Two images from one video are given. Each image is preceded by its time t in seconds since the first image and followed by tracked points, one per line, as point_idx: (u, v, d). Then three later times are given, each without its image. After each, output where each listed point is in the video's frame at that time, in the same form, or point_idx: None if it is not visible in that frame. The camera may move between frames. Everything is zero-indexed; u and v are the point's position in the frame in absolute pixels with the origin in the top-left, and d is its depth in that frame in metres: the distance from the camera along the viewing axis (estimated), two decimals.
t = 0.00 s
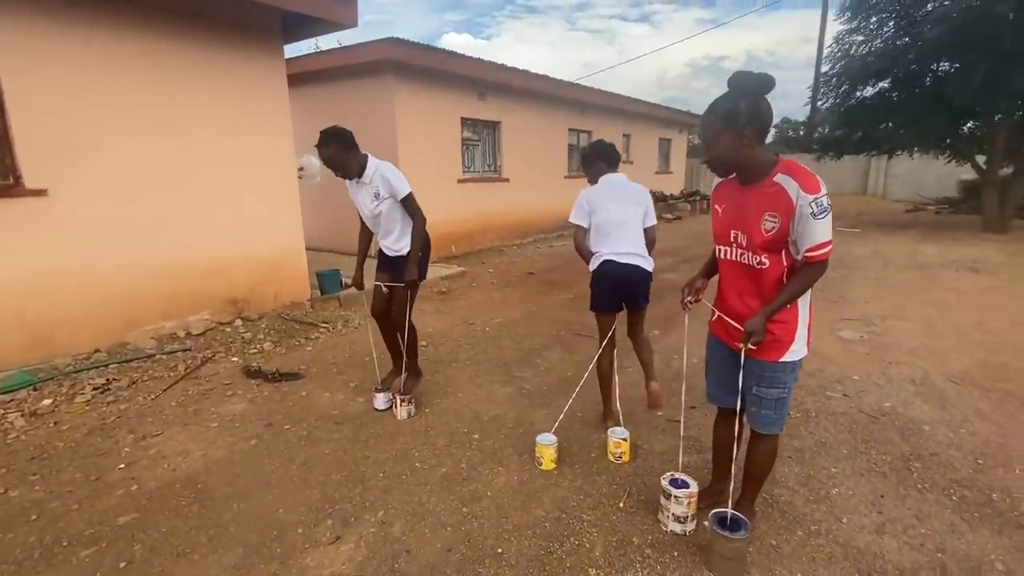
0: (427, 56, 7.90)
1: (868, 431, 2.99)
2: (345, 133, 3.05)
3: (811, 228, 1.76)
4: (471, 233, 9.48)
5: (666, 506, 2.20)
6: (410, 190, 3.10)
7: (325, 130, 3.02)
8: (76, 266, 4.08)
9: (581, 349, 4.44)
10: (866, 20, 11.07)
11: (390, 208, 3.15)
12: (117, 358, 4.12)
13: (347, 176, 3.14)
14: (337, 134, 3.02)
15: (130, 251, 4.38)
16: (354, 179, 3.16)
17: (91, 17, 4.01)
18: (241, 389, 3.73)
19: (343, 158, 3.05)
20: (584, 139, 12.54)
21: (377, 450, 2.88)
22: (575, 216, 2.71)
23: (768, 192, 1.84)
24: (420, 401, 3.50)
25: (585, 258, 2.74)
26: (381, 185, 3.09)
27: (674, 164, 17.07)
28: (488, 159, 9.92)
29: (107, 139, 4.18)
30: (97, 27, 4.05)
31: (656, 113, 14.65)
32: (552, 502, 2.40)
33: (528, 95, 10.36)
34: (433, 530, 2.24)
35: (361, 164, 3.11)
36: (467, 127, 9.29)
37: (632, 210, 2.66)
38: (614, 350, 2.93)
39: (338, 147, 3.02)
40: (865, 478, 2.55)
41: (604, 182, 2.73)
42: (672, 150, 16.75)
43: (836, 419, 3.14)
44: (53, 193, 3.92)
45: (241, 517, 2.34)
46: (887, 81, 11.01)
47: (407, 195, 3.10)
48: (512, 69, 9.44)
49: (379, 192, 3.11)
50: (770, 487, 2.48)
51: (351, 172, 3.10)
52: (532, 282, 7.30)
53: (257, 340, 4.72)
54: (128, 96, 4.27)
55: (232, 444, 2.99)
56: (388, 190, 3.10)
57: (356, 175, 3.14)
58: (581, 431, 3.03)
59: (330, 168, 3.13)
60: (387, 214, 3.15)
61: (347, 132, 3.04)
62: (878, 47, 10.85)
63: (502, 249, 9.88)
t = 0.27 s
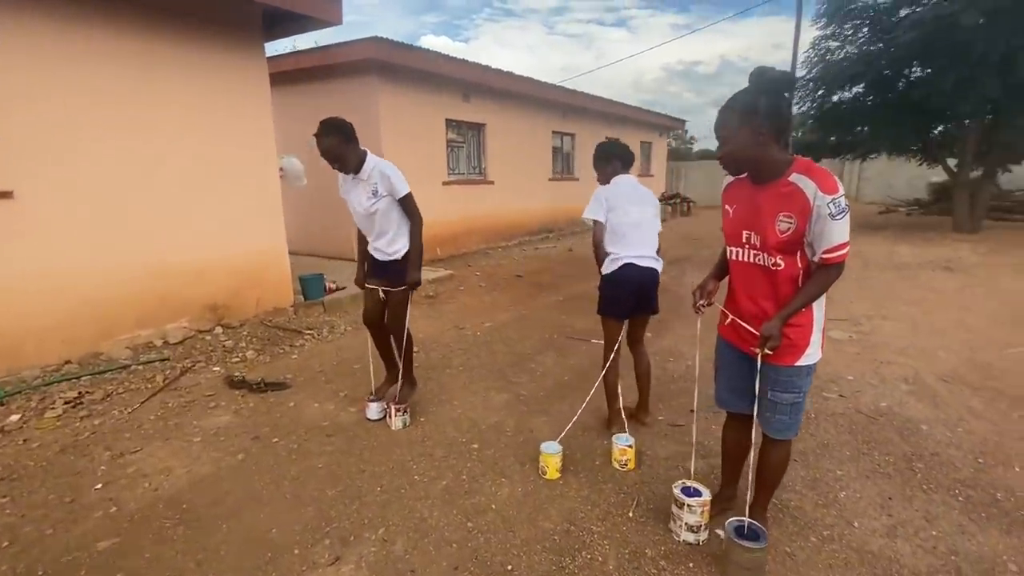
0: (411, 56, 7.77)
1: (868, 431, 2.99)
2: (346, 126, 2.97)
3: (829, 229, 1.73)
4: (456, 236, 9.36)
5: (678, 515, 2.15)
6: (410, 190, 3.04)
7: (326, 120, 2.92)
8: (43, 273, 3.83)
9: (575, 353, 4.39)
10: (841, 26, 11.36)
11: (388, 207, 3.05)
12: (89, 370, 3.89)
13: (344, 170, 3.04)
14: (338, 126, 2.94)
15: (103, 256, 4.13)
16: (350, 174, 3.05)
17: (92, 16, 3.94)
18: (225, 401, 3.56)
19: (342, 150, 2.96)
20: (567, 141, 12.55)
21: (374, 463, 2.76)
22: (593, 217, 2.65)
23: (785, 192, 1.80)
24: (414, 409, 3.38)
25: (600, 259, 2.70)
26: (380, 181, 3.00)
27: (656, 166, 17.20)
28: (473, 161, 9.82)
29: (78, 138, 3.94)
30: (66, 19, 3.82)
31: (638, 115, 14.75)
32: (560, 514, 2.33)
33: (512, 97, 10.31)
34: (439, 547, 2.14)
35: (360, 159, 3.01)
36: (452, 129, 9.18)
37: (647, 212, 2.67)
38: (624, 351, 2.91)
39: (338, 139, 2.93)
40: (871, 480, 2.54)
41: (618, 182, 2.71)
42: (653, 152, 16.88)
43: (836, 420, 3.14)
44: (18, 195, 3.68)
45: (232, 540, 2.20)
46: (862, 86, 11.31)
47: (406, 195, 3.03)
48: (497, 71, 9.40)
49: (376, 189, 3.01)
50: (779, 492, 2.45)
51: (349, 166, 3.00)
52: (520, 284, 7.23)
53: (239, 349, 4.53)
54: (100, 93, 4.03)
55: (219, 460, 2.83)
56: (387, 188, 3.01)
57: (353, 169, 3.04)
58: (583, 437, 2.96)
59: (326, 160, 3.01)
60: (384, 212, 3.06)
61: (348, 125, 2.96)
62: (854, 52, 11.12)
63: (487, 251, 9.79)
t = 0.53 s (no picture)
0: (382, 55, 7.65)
1: (854, 421, 3.06)
2: (341, 117, 2.88)
3: (832, 224, 1.73)
4: (429, 238, 9.20)
5: (685, 516, 2.13)
6: (400, 190, 2.95)
7: (320, 107, 2.80)
8: None
9: (561, 354, 4.35)
10: (797, 28, 11.80)
11: (375, 205, 2.93)
12: (43, 392, 3.59)
13: (331, 161, 2.89)
14: (333, 114, 2.82)
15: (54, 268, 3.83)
16: (337, 166, 2.90)
17: (70, 18, 3.81)
18: (197, 419, 3.35)
19: (335, 139, 2.82)
20: (537, 141, 12.58)
21: (365, 478, 2.64)
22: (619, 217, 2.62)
23: (786, 187, 1.79)
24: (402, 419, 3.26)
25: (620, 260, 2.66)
26: (370, 177, 2.89)
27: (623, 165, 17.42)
28: (444, 162, 9.69)
29: (23, 141, 3.64)
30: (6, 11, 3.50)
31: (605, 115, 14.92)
32: (565, 521, 2.27)
33: (482, 97, 10.23)
34: (443, 565, 2.05)
35: (349, 153, 2.89)
36: (422, 129, 9.03)
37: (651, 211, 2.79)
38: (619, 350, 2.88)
39: (333, 126, 2.80)
40: (863, 469, 2.59)
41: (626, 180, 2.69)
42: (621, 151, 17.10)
43: (822, 411, 3.20)
44: None
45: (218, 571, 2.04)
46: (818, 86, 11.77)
47: (395, 194, 2.94)
48: (466, 70, 9.32)
49: (366, 185, 2.89)
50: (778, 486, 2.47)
51: (338, 158, 2.85)
52: (497, 286, 7.17)
53: (208, 362, 4.29)
54: (48, 92, 3.73)
55: (196, 483, 2.64)
56: (376, 185, 2.90)
57: (341, 162, 2.90)
58: (579, 441, 2.91)
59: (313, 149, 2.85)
60: (370, 210, 2.93)
61: (343, 117, 2.87)
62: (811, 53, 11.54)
63: (461, 253, 9.67)
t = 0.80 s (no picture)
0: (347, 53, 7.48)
1: (834, 408, 3.18)
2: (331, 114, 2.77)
3: (829, 219, 1.76)
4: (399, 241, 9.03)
5: (691, 510, 2.14)
6: (391, 193, 2.90)
7: (312, 102, 2.69)
8: None
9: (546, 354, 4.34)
10: (751, 32, 12.29)
11: (364, 207, 2.86)
12: None
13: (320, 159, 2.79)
14: (325, 111, 2.73)
15: None
16: (326, 165, 2.82)
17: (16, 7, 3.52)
18: (170, 437, 3.15)
19: (326, 136, 2.73)
20: (505, 142, 12.59)
21: (360, 490, 2.55)
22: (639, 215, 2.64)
23: (784, 183, 1.82)
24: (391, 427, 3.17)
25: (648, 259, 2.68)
26: (361, 178, 2.82)
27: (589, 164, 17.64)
28: (412, 163, 9.55)
29: None
30: None
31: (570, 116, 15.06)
32: (571, 523, 2.25)
33: (449, 97, 10.15)
34: None
35: (339, 152, 2.80)
36: (389, 130, 8.87)
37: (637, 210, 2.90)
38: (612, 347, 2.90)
39: (324, 123, 2.70)
40: (849, 454, 2.68)
41: (620, 180, 2.72)
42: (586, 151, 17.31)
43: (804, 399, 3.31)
44: None
45: None
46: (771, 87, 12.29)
47: (386, 196, 2.88)
48: (433, 70, 9.23)
49: (356, 186, 2.81)
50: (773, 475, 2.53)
51: (329, 156, 2.75)
52: (473, 287, 7.10)
53: (176, 376, 4.05)
54: None
55: (175, 507, 2.48)
56: (367, 186, 2.84)
57: (330, 161, 2.80)
58: (575, 441, 2.90)
59: (302, 145, 2.74)
60: (360, 213, 2.86)
61: (334, 114, 2.76)
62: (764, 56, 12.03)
63: (433, 255, 9.55)
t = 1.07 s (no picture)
0: (309, 55, 7.27)
1: (808, 401, 3.36)
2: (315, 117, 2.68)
3: (819, 225, 1.85)
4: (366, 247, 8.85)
5: (692, 508, 2.20)
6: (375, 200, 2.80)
7: (297, 105, 2.61)
8: None
9: (528, 359, 4.37)
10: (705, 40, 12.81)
11: (347, 215, 2.75)
12: None
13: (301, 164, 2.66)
14: (308, 113, 2.63)
15: None
16: (309, 170, 2.71)
17: None
18: (141, 463, 2.97)
19: (310, 139, 2.64)
20: (470, 145, 12.57)
21: (356, 508, 2.48)
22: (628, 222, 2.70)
23: (775, 191, 1.89)
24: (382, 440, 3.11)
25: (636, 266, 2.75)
26: (345, 184, 2.72)
27: (552, 167, 17.86)
28: (377, 167, 9.39)
29: None
30: None
31: (532, 119, 15.21)
32: (575, 528, 2.28)
33: (413, 101, 10.05)
34: None
35: (322, 158, 2.70)
36: (353, 134, 8.70)
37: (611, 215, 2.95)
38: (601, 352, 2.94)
39: (308, 126, 2.62)
40: (827, 444, 2.84)
41: (604, 186, 2.75)
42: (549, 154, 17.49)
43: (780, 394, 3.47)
44: None
45: None
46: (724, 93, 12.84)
47: (370, 203, 2.78)
48: (397, 73, 9.11)
49: (339, 193, 2.70)
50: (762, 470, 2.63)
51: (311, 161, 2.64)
52: (446, 293, 7.05)
53: (140, 397, 3.82)
54: None
55: (157, 537, 2.35)
56: (351, 193, 2.73)
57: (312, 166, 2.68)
58: (569, 445, 2.94)
59: (284, 149, 2.63)
60: (343, 220, 2.74)
61: (318, 118, 2.68)
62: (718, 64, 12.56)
63: (401, 261, 9.40)
